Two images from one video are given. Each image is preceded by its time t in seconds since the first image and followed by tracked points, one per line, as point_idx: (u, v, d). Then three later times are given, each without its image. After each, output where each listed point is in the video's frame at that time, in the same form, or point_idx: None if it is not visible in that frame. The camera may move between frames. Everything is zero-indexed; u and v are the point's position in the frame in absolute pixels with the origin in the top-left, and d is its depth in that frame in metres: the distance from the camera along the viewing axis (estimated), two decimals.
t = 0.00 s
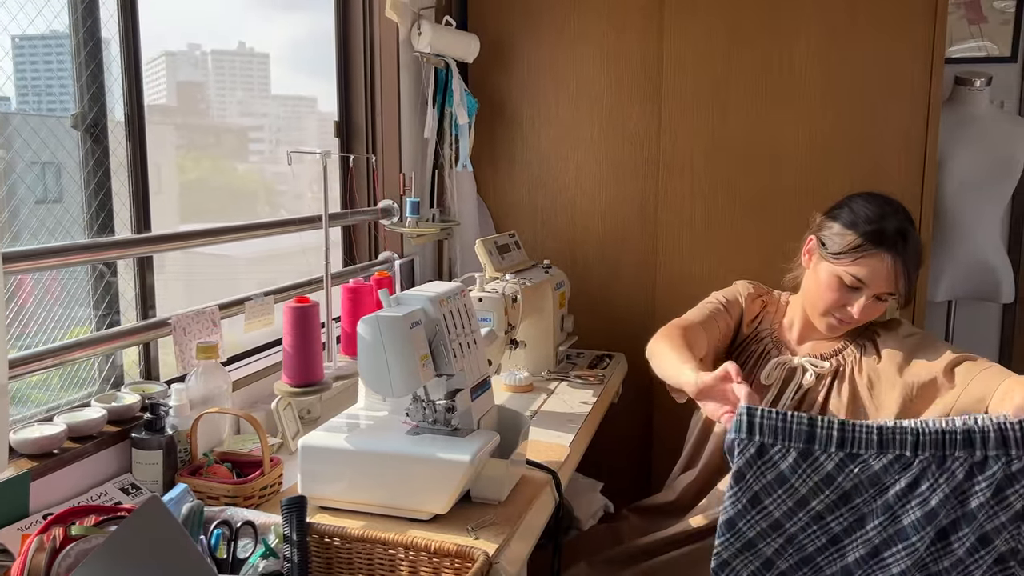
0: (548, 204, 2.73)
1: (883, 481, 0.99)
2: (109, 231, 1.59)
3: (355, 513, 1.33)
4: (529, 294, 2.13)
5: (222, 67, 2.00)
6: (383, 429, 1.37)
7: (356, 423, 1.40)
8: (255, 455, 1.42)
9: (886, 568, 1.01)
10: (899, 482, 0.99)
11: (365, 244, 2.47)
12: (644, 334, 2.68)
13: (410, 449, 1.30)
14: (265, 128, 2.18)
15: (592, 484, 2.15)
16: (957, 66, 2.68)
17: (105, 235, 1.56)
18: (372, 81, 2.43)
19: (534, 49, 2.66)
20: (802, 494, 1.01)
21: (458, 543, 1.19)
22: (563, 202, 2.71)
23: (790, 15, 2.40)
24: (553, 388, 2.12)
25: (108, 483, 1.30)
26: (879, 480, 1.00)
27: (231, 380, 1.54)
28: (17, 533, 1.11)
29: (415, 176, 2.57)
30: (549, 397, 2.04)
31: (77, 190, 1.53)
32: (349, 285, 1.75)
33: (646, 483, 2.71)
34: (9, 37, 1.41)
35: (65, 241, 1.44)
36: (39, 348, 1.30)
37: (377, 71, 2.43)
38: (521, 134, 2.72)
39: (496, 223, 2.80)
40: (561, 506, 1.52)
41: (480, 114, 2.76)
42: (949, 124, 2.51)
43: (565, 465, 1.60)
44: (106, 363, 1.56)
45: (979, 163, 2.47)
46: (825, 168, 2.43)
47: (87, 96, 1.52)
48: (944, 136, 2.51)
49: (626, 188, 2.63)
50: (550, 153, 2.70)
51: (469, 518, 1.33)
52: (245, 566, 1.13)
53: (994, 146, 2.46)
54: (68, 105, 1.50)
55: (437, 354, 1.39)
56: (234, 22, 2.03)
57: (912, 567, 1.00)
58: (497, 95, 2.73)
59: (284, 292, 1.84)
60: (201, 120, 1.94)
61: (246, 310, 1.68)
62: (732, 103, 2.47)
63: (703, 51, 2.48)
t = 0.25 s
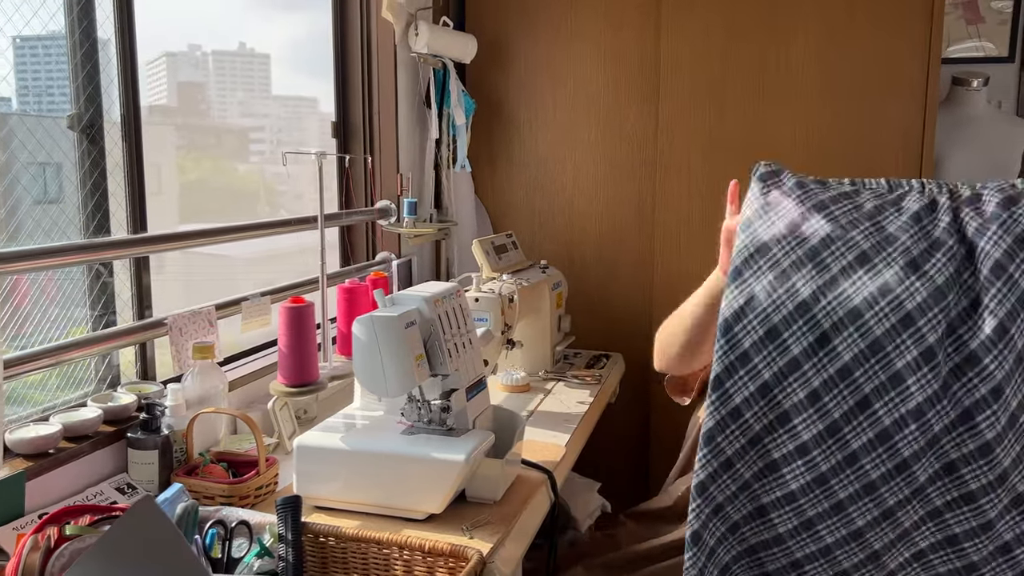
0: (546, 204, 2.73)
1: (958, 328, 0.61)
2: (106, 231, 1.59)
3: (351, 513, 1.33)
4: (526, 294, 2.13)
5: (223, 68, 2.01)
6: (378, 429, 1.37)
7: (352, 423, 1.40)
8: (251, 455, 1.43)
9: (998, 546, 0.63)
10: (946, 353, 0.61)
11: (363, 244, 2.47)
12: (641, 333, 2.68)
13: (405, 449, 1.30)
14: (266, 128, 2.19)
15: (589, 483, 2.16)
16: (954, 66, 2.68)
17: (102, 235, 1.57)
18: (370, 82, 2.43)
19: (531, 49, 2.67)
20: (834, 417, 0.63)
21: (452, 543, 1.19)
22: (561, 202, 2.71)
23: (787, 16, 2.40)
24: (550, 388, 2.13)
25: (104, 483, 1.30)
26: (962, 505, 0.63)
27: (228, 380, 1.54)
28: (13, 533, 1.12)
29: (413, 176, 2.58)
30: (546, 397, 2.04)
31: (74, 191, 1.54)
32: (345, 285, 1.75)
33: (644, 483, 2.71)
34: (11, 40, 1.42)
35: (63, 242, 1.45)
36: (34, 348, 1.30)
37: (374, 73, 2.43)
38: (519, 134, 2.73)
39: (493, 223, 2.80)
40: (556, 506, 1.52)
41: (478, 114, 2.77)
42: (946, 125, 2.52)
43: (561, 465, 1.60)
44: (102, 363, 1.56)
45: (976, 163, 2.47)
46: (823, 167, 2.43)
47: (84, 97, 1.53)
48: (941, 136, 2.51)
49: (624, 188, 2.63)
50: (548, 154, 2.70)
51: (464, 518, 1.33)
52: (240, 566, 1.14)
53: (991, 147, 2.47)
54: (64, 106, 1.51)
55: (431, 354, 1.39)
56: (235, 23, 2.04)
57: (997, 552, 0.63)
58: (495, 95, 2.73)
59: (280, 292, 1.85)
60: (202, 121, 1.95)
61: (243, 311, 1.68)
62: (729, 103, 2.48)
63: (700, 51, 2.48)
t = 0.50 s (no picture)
0: (545, 204, 2.73)
1: (983, 496, 0.81)
2: (101, 232, 1.60)
3: (346, 513, 1.33)
4: (524, 294, 2.13)
5: (224, 68, 2.01)
6: (374, 429, 1.37)
7: (348, 423, 1.40)
8: (247, 455, 1.43)
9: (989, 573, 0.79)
10: (972, 516, 0.80)
11: (361, 245, 2.48)
12: (640, 334, 2.68)
13: (400, 450, 1.30)
14: (267, 128, 2.19)
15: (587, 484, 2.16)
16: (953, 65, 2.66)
17: (97, 236, 1.57)
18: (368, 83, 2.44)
19: (530, 50, 2.67)
20: (835, 509, 0.82)
21: (447, 543, 1.20)
22: (560, 203, 2.71)
23: (785, 16, 2.40)
24: (548, 388, 2.13)
25: (99, 483, 1.30)
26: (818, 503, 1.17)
27: (224, 381, 1.54)
28: (8, 533, 1.12)
29: (412, 176, 2.58)
30: (543, 398, 2.04)
31: (70, 192, 1.54)
32: (340, 285, 1.75)
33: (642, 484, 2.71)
34: (13, 39, 1.42)
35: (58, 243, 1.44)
36: (28, 350, 1.30)
37: (372, 74, 2.44)
38: (517, 135, 2.73)
39: (492, 223, 2.80)
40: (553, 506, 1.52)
41: (477, 114, 2.77)
42: (945, 125, 2.51)
43: (557, 465, 1.60)
44: (99, 364, 1.56)
45: (975, 163, 2.46)
46: (821, 168, 2.43)
47: (79, 98, 1.53)
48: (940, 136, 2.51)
49: (623, 189, 2.63)
50: (547, 154, 2.70)
51: (460, 518, 1.33)
52: (235, 566, 1.14)
53: (991, 148, 2.46)
54: (60, 106, 1.50)
55: (427, 354, 1.40)
56: (237, 23, 2.04)
57: None
58: (493, 96, 2.73)
59: (277, 292, 1.85)
60: (205, 122, 1.97)
61: (239, 311, 1.68)
62: (727, 104, 2.48)
63: (700, 51, 2.48)
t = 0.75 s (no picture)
0: (544, 204, 2.73)
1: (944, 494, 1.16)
2: (99, 232, 1.61)
3: (343, 513, 1.34)
4: (522, 294, 2.13)
5: (226, 69, 2.03)
6: (369, 429, 1.38)
7: (345, 423, 1.40)
8: (244, 455, 1.43)
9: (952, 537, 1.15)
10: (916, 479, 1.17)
11: (360, 245, 2.48)
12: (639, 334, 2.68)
13: (397, 449, 1.30)
14: (269, 129, 2.22)
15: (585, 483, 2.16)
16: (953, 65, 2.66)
17: (94, 237, 1.58)
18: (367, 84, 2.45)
19: (529, 50, 2.67)
20: (820, 483, 1.21)
21: (442, 543, 1.20)
22: (559, 203, 2.71)
23: (784, 15, 2.40)
24: (546, 388, 2.13)
25: (96, 483, 1.31)
26: (860, 434, 1.20)
27: (221, 381, 1.54)
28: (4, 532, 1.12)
29: (410, 176, 2.58)
30: (542, 398, 2.04)
31: (66, 192, 1.55)
32: (338, 286, 1.76)
33: (641, 483, 2.71)
34: (14, 40, 1.44)
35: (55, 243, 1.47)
36: (24, 350, 1.30)
37: (371, 75, 2.45)
38: (517, 135, 2.73)
39: (491, 224, 2.81)
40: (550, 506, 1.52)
41: (476, 114, 2.77)
42: (945, 125, 2.51)
43: (554, 465, 1.60)
44: (96, 364, 1.57)
45: (975, 163, 2.46)
46: (819, 167, 2.43)
47: (76, 99, 1.54)
48: (939, 136, 2.51)
49: (622, 189, 2.63)
50: (546, 154, 2.70)
51: (456, 518, 1.33)
52: (231, 565, 1.14)
53: (991, 147, 2.46)
54: (57, 108, 1.52)
55: (423, 354, 1.40)
56: (239, 24, 2.06)
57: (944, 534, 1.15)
58: (493, 96, 2.74)
59: (275, 292, 1.85)
60: (206, 123, 1.98)
61: (237, 311, 1.68)
62: (726, 104, 2.48)
63: (699, 51, 2.48)
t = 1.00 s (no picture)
0: (543, 205, 2.73)
1: (931, 438, 0.90)
2: (98, 233, 1.61)
3: (341, 513, 1.34)
4: (521, 294, 2.14)
5: (228, 70, 2.07)
6: (367, 430, 1.38)
7: (343, 423, 1.40)
8: (242, 455, 1.43)
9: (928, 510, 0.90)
10: (905, 424, 0.91)
11: (360, 245, 2.49)
12: (639, 334, 2.68)
13: (394, 450, 1.30)
14: (272, 129, 2.25)
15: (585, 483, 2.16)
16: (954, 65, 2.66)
17: (93, 237, 1.58)
18: (366, 84, 2.45)
19: (528, 50, 2.67)
20: (778, 447, 0.94)
21: (440, 543, 1.20)
22: (558, 203, 2.72)
23: (783, 16, 2.40)
24: (545, 388, 2.13)
25: (94, 483, 1.31)
26: (849, 374, 0.93)
27: (220, 381, 1.55)
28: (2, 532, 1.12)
29: (410, 176, 2.59)
30: (541, 397, 2.05)
31: (66, 193, 1.55)
32: (336, 286, 1.76)
33: (641, 483, 2.71)
34: (15, 41, 1.45)
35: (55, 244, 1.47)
36: (23, 350, 1.31)
37: (370, 75, 2.45)
38: (516, 134, 2.73)
39: (491, 223, 2.81)
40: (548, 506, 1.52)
41: (475, 114, 2.77)
42: (946, 124, 2.50)
43: (553, 465, 1.61)
44: (95, 364, 1.57)
45: (976, 162, 2.46)
46: (818, 168, 2.43)
47: (76, 100, 1.54)
48: (940, 135, 2.50)
49: (621, 189, 2.64)
50: (546, 154, 2.70)
51: (454, 518, 1.33)
52: (228, 565, 1.14)
53: (991, 147, 2.46)
54: (56, 108, 1.52)
55: (421, 354, 1.40)
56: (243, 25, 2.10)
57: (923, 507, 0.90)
58: (493, 96, 2.74)
59: (274, 292, 1.85)
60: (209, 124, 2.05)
61: (236, 312, 1.69)
62: (725, 104, 2.48)
63: (698, 51, 2.48)
